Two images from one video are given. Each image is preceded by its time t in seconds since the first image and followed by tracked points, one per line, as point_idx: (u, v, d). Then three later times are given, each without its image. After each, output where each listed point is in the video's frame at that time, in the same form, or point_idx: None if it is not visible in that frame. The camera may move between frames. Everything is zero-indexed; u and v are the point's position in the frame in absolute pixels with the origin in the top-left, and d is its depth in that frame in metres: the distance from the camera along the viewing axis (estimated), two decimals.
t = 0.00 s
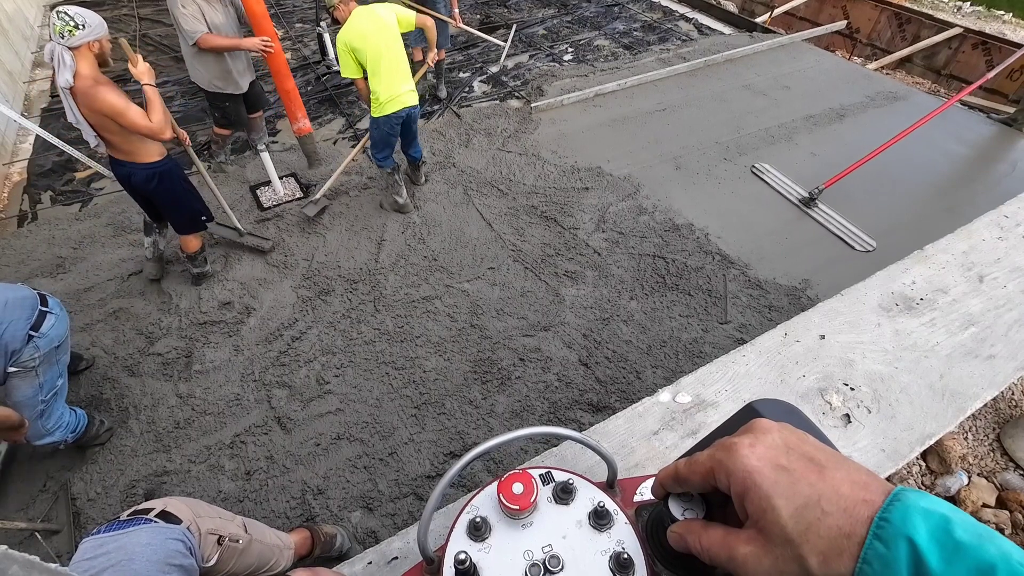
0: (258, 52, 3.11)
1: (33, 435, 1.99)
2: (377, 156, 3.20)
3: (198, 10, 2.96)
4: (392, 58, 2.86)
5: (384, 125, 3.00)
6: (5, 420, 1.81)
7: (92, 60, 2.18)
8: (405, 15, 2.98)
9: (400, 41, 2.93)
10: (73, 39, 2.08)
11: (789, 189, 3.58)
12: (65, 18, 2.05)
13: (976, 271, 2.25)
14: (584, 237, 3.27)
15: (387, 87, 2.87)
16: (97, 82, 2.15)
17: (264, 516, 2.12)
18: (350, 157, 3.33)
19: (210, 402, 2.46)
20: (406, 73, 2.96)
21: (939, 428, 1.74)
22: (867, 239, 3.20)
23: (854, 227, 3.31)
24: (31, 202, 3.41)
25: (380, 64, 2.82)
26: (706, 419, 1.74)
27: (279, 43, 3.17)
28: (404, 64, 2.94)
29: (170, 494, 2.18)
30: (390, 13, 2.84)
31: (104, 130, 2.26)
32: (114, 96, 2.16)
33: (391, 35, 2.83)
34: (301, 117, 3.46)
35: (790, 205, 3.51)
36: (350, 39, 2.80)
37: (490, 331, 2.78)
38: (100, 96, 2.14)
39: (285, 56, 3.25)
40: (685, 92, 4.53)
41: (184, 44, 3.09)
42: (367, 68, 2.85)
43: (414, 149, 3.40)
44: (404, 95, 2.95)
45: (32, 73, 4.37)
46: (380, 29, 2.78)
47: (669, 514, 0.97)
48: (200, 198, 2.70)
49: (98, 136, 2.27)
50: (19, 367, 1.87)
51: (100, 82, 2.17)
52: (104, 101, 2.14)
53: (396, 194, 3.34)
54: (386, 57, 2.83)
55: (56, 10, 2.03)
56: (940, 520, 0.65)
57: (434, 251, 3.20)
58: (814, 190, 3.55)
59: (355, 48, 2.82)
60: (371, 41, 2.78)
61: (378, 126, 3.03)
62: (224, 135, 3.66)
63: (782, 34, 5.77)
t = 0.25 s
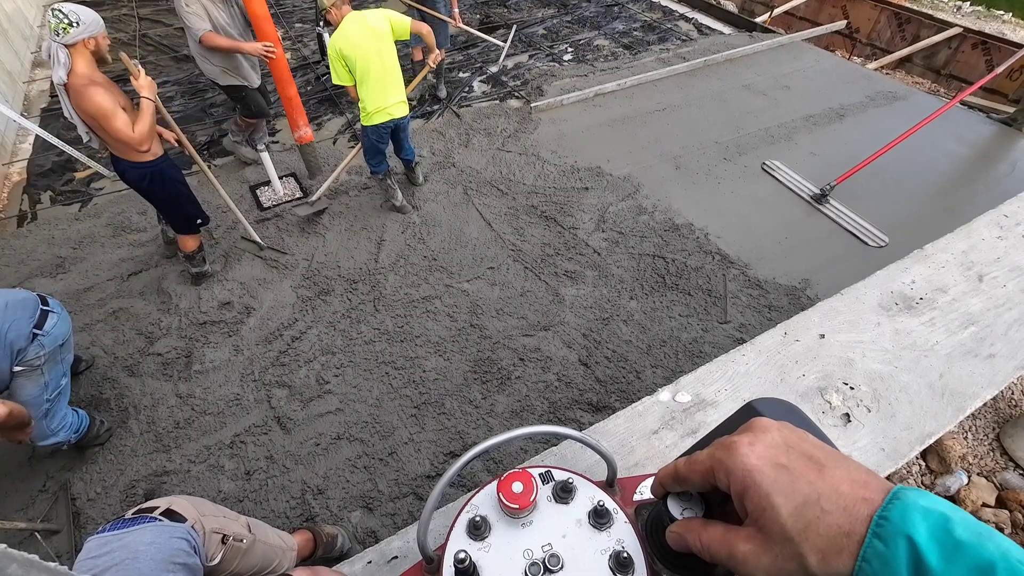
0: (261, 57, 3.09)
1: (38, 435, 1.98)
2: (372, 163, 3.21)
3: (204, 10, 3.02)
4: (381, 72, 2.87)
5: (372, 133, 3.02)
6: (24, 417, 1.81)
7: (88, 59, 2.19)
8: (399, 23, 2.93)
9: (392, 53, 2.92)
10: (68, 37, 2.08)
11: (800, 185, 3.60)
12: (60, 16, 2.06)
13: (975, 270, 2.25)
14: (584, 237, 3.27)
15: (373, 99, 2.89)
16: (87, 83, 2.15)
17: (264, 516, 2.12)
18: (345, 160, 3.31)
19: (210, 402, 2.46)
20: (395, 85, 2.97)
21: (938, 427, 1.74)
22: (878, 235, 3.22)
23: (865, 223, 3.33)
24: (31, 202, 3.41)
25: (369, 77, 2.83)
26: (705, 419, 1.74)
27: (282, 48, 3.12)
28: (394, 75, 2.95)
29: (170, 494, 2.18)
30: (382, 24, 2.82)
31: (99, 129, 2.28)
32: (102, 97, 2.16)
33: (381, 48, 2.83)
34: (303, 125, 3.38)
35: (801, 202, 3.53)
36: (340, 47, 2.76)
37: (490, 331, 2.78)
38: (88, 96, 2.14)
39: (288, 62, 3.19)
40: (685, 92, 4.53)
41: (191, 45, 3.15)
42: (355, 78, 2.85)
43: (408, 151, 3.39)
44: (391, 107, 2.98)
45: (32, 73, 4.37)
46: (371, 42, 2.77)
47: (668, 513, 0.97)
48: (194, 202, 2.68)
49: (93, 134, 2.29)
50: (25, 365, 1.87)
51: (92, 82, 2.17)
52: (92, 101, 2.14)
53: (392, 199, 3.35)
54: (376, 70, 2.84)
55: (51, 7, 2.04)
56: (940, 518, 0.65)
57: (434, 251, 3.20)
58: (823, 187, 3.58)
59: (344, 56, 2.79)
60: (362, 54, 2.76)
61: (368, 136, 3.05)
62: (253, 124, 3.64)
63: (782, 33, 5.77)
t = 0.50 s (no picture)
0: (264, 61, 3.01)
1: (42, 435, 1.97)
2: (377, 165, 3.20)
3: (208, 11, 3.04)
4: (376, 69, 2.85)
5: (373, 134, 3.04)
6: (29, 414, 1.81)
7: (86, 55, 2.19)
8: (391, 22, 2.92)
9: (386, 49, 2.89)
10: (66, 34, 2.08)
11: (811, 182, 3.63)
12: (59, 13, 2.05)
13: (975, 270, 2.25)
14: (584, 237, 3.27)
15: (371, 98, 2.89)
16: (80, 78, 2.15)
17: (263, 516, 2.12)
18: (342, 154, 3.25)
19: (209, 402, 2.46)
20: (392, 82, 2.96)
21: (938, 427, 1.74)
22: (892, 230, 3.25)
23: (877, 218, 3.36)
24: (30, 202, 3.40)
25: (363, 76, 2.82)
26: (705, 418, 1.74)
27: (286, 51, 3.02)
28: (390, 72, 2.93)
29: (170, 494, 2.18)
30: (375, 22, 2.80)
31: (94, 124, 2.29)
32: (94, 94, 2.16)
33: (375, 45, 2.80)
34: (307, 129, 3.30)
35: (812, 198, 3.56)
36: (332, 50, 2.78)
37: (490, 331, 2.78)
38: (81, 93, 2.14)
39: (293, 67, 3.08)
40: (685, 92, 4.53)
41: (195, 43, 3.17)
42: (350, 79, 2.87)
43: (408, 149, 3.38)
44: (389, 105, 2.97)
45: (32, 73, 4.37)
46: (363, 40, 2.75)
47: (668, 512, 0.96)
48: (189, 202, 2.67)
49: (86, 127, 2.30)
50: (27, 364, 1.87)
51: (87, 78, 2.17)
52: (84, 97, 2.14)
53: (392, 200, 3.36)
54: (370, 68, 2.82)
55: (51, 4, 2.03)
56: (939, 517, 0.65)
57: (434, 251, 3.20)
58: (834, 184, 3.61)
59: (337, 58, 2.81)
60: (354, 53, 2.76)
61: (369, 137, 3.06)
62: (265, 129, 3.78)
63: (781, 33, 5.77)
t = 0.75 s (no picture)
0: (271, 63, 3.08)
1: (39, 437, 1.97)
2: (381, 165, 3.22)
3: (214, 14, 3.05)
4: (373, 69, 2.84)
5: (375, 134, 3.03)
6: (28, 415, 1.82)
7: (77, 48, 2.18)
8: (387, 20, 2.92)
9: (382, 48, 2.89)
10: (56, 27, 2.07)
11: (821, 178, 3.66)
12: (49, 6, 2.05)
13: (974, 270, 2.25)
14: (583, 237, 3.27)
15: (369, 99, 2.89)
16: (71, 72, 2.14)
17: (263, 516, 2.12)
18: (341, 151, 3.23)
19: (209, 402, 2.46)
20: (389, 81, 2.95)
21: (937, 426, 1.74)
22: (903, 225, 3.28)
23: (888, 214, 3.38)
24: (30, 202, 3.40)
25: (360, 77, 2.82)
26: (705, 418, 1.74)
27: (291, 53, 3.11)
28: (387, 71, 2.92)
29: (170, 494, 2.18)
30: (369, 21, 2.79)
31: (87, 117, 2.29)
32: (83, 88, 2.15)
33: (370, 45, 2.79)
34: (314, 131, 3.36)
35: (824, 194, 3.58)
36: (328, 50, 2.78)
37: (490, 331, 2.78)
38: (70, 86, 2.13)
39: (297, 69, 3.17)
40: (684, 92, 4.53)
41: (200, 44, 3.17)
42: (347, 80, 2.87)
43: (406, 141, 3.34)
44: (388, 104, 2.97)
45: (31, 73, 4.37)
46: (358, 39, 2.75)
47: (668, 511, 0.96)
48: (183, 196, 2.67)
49: (78, 120, 2.30)
50: (24, 365, 1.87)
51: (78, 71, 2.16)
52: (73, 90, 2.14)
53: (393, 200, 3.36)
54: (366, 68, 2.81)
55: None
56: (938, 516, 0.65)
57: (434, 251, 3.20)
58: (844, 180, 3.64)
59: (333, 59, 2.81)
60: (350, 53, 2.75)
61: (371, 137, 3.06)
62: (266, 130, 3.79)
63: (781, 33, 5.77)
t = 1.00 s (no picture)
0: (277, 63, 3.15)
1: (33, 437, 1.97)
2: (382, 165, 3.22)
3: (218, 15, 3.04)
4: (373, 69, 2.84)
5: (376, 134, 3.03)
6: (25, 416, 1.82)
7: (68, 42, 2.20)
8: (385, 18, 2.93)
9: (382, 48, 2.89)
10: (42, 21, 2.07)
11: (831, 175, 3.68)
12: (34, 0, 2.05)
13: (974, 269, 2.25)
14: (583, 237, 3.27)
15: (370, 100, 2.89)
16: (61, 65, 2.16)
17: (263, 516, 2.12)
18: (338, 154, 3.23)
19: (209, 402, 2.46)
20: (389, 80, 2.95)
21: (937, 426, 1.74)
22: (914, 221, 3.30)
23: (899, 210, 3.41)
24: (30, 202, 3.40)
25: (361, 78, 2.82)
26: (705, 418, 1.74)
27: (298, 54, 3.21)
28: (387, 71, 2.93)
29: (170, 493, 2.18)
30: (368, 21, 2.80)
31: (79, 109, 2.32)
32: (70, 80, 2.16)
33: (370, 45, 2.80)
34: (320, 132, 3.48)
35: (834, 190, 3.60)
36: (328, 51, 2.77)
37: (490, 331, 2.78)
38: (58, 79, 2.15)
39: (304, 71, 3.29)
40: (684, 91, 4.53)
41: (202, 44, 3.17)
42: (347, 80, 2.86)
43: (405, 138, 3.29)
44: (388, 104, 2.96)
45: (31, 73, 4.37)
46: (358, 40, 2.75)
47: (668, 511, 0.96)
48: (176, 189, 2.69)
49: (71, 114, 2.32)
50: (20, 366, 1.87)
51: (68, 64, 2.18)
52: (62, 83, 2.16)
53: (393, 200, 3.36)
54: (366, 68, 2.82)
55: None
56: (938, 515, 0.65)
57: (434, 251, 3.20)
58: (855, 176, 3.67)
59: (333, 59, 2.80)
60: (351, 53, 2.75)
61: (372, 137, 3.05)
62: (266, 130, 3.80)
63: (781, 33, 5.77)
